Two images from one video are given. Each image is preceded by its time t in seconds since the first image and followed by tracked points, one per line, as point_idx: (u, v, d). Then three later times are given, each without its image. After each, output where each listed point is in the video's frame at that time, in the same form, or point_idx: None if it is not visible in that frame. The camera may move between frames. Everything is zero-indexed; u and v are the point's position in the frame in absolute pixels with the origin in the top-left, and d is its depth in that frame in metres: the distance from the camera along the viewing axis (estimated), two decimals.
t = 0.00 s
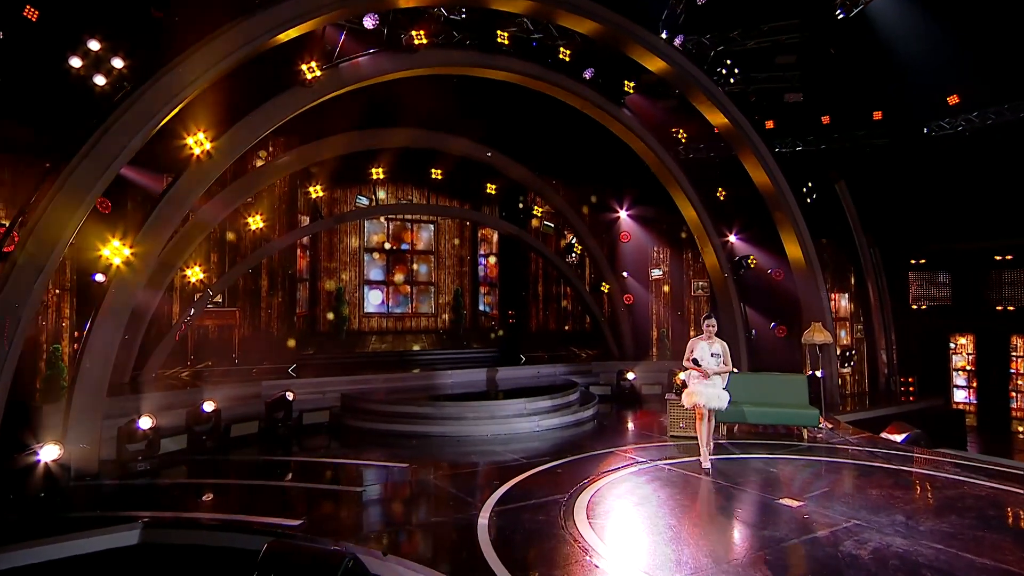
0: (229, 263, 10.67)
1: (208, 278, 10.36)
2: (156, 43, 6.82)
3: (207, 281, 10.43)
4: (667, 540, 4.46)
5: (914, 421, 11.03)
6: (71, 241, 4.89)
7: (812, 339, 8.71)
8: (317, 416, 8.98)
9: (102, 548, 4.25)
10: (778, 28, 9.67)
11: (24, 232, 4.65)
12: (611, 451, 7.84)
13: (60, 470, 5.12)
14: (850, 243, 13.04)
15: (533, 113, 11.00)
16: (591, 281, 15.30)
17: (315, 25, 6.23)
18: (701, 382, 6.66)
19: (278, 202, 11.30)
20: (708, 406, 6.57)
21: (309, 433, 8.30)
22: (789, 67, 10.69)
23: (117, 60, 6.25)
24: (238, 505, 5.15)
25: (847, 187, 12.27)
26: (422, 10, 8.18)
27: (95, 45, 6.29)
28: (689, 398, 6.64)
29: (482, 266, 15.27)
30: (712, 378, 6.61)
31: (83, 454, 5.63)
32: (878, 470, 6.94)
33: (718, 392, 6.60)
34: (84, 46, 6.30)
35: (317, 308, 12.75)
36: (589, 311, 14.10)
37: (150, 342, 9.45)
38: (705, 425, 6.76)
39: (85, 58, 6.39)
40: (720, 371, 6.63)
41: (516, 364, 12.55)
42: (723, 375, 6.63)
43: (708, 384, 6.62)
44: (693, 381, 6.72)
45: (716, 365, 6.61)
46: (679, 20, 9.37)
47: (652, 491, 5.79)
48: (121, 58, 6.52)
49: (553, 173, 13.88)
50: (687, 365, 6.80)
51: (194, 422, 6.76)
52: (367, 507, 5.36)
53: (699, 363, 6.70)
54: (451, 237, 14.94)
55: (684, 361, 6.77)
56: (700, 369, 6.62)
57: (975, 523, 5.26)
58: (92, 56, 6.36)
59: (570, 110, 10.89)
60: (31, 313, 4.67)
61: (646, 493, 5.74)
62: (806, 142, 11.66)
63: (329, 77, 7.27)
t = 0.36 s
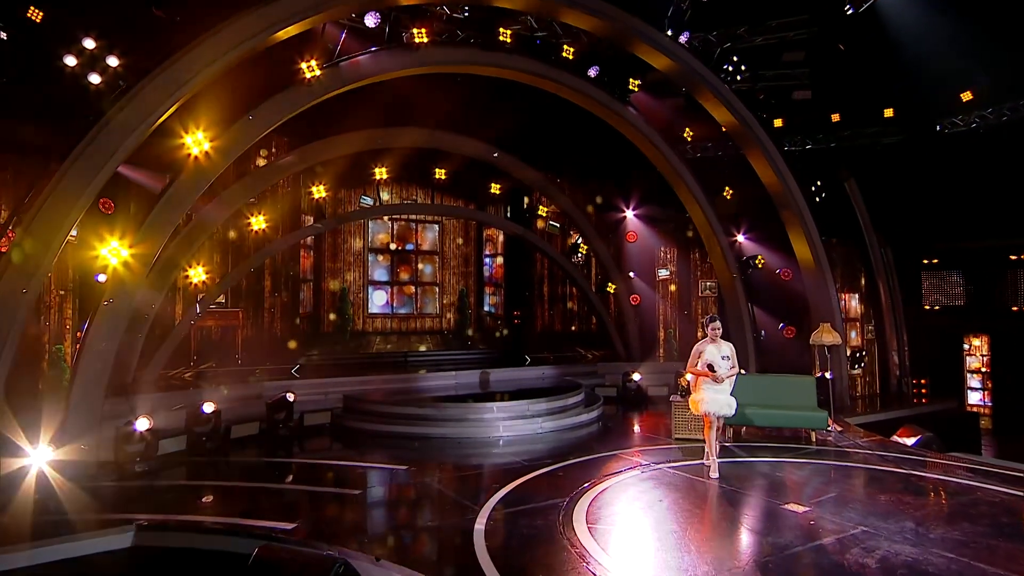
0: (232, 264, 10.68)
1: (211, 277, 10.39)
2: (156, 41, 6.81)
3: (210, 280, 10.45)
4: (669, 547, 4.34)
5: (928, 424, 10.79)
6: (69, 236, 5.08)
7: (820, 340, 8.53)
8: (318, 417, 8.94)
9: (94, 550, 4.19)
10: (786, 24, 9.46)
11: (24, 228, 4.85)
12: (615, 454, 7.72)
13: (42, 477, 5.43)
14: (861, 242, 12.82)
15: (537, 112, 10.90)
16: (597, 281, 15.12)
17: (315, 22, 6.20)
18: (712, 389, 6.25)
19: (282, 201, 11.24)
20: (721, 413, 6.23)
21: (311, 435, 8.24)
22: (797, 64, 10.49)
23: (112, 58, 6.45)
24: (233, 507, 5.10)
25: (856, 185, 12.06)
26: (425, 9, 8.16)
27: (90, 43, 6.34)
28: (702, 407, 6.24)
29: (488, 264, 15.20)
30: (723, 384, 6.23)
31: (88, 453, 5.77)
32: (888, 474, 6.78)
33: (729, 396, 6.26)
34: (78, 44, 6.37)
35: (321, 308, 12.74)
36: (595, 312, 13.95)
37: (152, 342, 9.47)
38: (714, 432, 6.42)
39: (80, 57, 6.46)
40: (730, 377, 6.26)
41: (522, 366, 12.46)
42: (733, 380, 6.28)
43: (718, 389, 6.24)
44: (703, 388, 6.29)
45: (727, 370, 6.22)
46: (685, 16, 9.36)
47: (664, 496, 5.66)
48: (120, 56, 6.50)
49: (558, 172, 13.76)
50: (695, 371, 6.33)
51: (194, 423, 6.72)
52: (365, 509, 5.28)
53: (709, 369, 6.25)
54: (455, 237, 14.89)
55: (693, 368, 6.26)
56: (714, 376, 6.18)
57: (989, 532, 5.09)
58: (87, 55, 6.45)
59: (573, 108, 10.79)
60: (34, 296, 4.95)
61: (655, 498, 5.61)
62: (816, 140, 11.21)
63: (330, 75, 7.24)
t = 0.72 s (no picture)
0: (232, 264, 10.71)
1: (212, 277, 10.43)
2: (154, 39, 6.80)
3: (211, 280, 10.48)
4: (665, 549, 4.28)
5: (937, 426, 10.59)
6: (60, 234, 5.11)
7: (825, 340, 8.38)
8: (318, 416, 8.85)
9: (85, 553, 4.14)
10: (791, 19, 9.29)
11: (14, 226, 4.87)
12: (615, 455, 7.62)
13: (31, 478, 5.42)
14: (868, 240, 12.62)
15: (538, 111, 10.81)
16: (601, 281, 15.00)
17: (312, 19, 6.22)
18: (720, 391, 5.83)
19: (282, 200, 11.26)
20: (731, 416, 5.78)
21: (310, 436, 8.20)
22: (801, 60, 10.34)
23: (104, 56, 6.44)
24: (225, 508, 5.04)
25: (862, 184, 11.80)
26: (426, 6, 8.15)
27: (80, 41, 6.30)
28: (710, 412, 5.78)
29: (492, 261, 15.14)
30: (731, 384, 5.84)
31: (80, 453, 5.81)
32: (894, 478, 6.63)
33: (737, 398, 5.86)
34: (68, 43, 6.31)
35: (323, 308, 12.72)
36: (598, 312, 13.80)
37: (152, 342, 9.50)
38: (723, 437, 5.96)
39: (70, 56, 6.38)
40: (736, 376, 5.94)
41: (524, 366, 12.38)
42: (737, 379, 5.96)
43: (726, 391, 5.83)
44: (710, 391, 5.85)
45: (733, 369, 5.90)
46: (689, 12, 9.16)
47: (663, 499, 5.56)
48: (116, 54, 6.50)
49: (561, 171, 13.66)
50: (701, 373, 5.90)
51: (190, 424, 6.76)
52: (357, 510, 5.21)
53: (716, 370, 5.86)
54: (457, 236, 14.80)
55: (700, 369, 5.83)
56: (723, 377, 5.78)
57: (998, 540, 4.95)
58: (78, 54, 6.37)
59: (575, 106, 10.68)
60: (23, 296, 4.94)
61: (653, 501, 5.50)
62: (823, 138, 10.56)
63: (326, 74, 7.25)
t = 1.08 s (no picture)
0: (230, 266, 10.78)
1: (210, 277, 10.49)
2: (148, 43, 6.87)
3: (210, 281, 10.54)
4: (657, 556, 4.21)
5: (939, 428, 10.48)
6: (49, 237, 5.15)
7: (823, 340, 8.32)
8: (313, 419, 8.85)
9: (70, 555, 4.14)
10: (791, 18, 9.14)
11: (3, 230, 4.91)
12: (610, 457, 7.59)
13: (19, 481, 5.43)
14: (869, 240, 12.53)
15: (536, 112, 10.77)
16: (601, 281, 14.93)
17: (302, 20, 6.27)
18: (724, 399, 5.67)
19: (281, 202, 11.37)
20: (734, 425, 5.62)
21: (305, 437, 8.21)
22: (800, 59, 10.23)
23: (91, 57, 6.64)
24: (217, 509, 5.05)
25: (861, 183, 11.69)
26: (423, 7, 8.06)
27: (69, 42, 6.50)
28: (713, 420, 5.64)
29: (491, 262, 15.07)
30: (735, 392, 5.66)
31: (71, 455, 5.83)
32: (891, 480, 6.58)
33: (741, 405, 5.68)
34: (57, 43, 6.48)
35: (322, 309, 12.74)
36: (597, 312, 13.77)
37: (150, 343, 9.53)
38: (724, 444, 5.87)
39: (58, 57, 6.53)
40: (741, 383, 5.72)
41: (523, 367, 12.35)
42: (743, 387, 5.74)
43: (730, 399, 5.65)
44: (713, 398, 5.69)
45: (738, 376, 5.68)
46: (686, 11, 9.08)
47: (655, 502, 5.53)
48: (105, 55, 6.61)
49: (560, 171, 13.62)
50: (704, 379, 5.72)
51: (184, 425, 6.86)
52: (346, 512, 5.19)
53: (720, 376, 5.68)
54: (457, 237, 14.75)
55: (704, 376, 5.64)
56: (727, 385, 5.60)
57: (997, 545, 4.89)
58: (66, 54, 6.54)
59: (573, 107, 10.63)
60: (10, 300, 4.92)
61: (648, 505, 5.46)
62: (823, 138, 10.42)
63: (319, 76, 7.25)
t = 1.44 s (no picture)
0: (235, 266, 10.97)
1: (215, 278, 10.67)
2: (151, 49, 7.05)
3: (215, 281, 10.73)
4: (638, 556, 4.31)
5: (940, 428, 10.48)
6: (47, 240, 5.29)
7: (819, 340, 8.36)
8: (314, 417, 9.01)
9: (70, 551, 4.27)
10: (790, 19, 9.15)
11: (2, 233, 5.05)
12: (604, 456, 7.67)
13: (20, 479, 5.49)
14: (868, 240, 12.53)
15: (536, 115, 10.84)
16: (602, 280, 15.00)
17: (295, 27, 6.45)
18: (730, 400, 5.60)
19: (286, 204, 11.61)
20: (740, 426, 5.56)
21: (306, 435, 8.37)
22: (801, 60, 10.16)
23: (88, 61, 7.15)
24: (217, 507, 5.19)
25: (860, 183, 11.71)
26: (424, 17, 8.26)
27: (69, 48, 6.97)
28: (720, 422, 5.54)
29: (494, 263, 15.17)
30: (741, 393, 5.61)
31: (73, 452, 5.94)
32: (885, 480, 6.63)
33: (747, 407, 5.63)
34: (57, 49, 6.97)
35: (327, 309, 12.95)
36: (599, 312, 13.86)
37: (157, 343, 9.76)
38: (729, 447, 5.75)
39: (58, 62, 7.09)
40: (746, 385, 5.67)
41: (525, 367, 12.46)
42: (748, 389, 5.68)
43: (736, 400, 5.58)
44: (719, 399, 5.62)
45: (742, 377, 5.64)
46: (684, 13, 9.08)
47: (646, 503, 5.60)
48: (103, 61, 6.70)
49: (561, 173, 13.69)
50: (708, 380, 5.68)
51: (186, 425, 7.00)
52: (344, 509, 5.33)
53: (725, 377, 5.64)
54: (459, 237, 14.87)
55: (707, 376, 5.61)
56: (732, 385, 5.56)
57: (985, 547, 4.95)
58: (65, 60, 7.09)
59: (573, 109, 10.69)
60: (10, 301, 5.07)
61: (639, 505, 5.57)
62: (824, 138, 10.51)
63: (318, 80, 7.41)
